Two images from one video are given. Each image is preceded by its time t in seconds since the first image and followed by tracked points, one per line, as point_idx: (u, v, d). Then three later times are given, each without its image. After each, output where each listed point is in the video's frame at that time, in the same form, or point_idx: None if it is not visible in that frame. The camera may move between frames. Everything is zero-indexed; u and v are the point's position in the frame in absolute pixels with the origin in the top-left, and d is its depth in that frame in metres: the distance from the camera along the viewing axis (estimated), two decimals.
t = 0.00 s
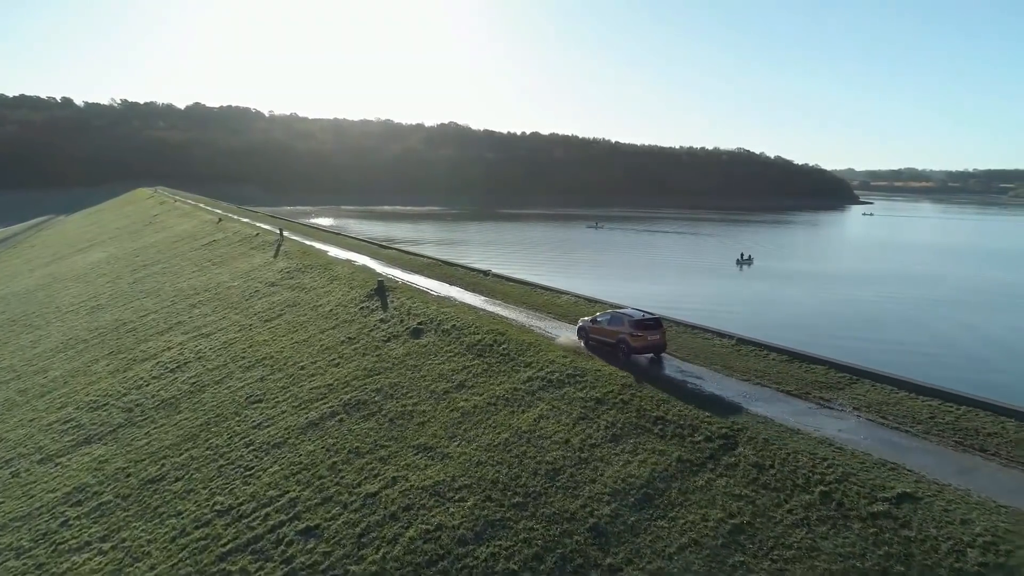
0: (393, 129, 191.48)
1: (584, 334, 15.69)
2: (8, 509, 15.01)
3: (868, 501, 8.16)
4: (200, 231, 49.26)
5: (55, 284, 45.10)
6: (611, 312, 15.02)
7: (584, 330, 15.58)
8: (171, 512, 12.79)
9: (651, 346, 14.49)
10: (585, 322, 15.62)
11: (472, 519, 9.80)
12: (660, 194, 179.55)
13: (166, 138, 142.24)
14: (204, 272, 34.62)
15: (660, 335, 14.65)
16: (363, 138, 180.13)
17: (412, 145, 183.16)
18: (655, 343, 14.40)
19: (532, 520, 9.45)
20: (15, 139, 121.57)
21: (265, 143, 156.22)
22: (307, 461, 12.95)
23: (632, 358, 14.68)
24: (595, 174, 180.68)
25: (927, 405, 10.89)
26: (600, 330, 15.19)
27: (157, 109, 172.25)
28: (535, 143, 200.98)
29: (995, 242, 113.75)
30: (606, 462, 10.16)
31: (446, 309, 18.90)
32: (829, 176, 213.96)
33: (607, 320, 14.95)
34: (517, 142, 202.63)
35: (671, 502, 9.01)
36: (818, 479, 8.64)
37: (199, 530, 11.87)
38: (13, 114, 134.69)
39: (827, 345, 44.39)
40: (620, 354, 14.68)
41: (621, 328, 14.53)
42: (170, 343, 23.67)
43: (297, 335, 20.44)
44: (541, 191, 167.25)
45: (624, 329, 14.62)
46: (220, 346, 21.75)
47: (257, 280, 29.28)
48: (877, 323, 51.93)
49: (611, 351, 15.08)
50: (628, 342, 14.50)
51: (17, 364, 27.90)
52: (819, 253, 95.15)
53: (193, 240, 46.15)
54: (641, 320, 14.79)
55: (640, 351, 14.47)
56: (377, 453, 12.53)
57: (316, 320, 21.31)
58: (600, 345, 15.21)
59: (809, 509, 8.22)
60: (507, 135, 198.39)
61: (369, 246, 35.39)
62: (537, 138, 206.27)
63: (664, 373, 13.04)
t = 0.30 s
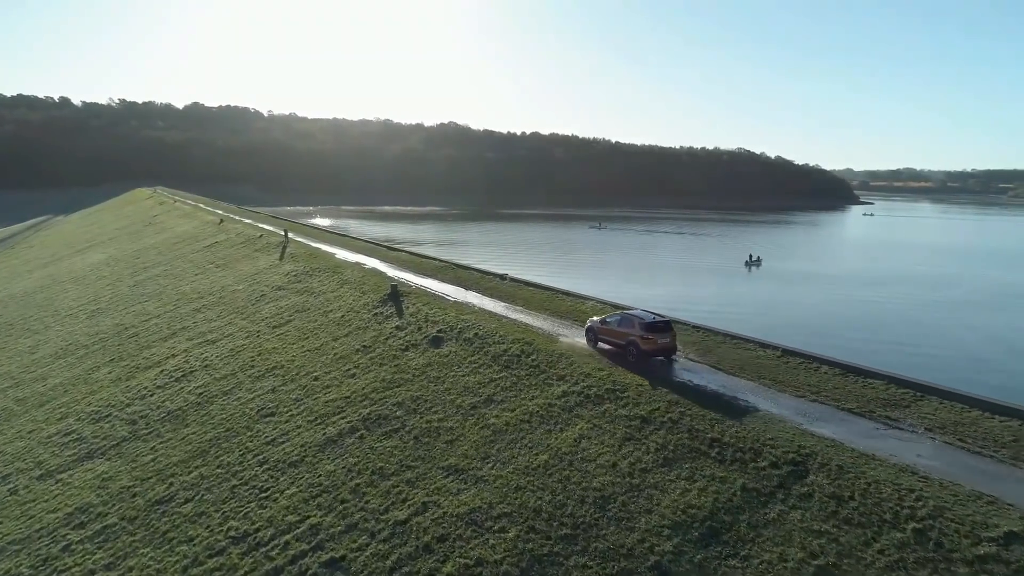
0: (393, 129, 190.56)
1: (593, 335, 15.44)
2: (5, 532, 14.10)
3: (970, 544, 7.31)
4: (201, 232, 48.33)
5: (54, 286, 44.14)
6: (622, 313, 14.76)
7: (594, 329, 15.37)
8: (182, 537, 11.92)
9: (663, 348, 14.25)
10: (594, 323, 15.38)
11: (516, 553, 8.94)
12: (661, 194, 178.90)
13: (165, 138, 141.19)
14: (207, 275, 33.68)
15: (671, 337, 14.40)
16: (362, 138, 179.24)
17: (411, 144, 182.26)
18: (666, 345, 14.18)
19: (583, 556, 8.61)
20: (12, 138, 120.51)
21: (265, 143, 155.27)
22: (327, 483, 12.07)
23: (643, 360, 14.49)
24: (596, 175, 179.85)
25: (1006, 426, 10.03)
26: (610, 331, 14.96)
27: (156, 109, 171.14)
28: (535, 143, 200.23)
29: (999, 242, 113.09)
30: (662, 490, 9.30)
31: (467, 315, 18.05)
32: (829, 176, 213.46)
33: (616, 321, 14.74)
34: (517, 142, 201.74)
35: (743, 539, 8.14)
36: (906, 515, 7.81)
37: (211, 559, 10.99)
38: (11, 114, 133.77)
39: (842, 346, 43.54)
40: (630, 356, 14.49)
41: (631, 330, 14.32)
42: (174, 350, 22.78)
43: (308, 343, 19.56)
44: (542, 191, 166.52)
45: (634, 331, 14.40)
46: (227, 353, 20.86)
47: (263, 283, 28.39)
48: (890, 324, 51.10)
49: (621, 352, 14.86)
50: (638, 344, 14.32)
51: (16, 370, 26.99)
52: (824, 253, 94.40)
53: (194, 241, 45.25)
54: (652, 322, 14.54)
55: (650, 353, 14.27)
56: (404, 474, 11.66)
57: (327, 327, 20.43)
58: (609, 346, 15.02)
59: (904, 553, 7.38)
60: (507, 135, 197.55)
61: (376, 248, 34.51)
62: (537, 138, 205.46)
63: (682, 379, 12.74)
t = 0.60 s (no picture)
0: (393, 129, 189.85)
1: (600, 337, 15.33)
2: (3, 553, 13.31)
3: None
4: (203, 234, 47.47)
5: (53, 288, 43.32)
6: (629, 314, 14.79)
7: (600, 332, 15.29)
8: (193, 564, 11.12)
9: (672, 349, 14.35)
10: (601, 325, 15.26)
11: None
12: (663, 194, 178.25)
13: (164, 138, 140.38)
14: (211, 278, 32.91)
15: (680, 337, 14.52)
16: (363, 138, 178.44)
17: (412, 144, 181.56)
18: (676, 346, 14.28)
19: None
20: (11, 138, 119.69)
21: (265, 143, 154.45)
22: (348, 504, 11.30)
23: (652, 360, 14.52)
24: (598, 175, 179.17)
25: None
26: (618, 333, 14.87)
27: (155, 109, 170.23)
28: (536, 143, 199.62)
29: (1005, 242, 112.49)
30: (720, 519, 8.55)
31: (487, 322, 17.30)
32: (830, 176, 213.09)
33: (625, 323, 14.66)
34: (518, 142, 201.03)
35: None
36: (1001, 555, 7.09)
37: None
38: (9, 114, 132.96)
39: (857, 347, 42.79)
40: (639, 357, 14.47)
41: (640, 331, 14.34)
42: (180, 357, 22.00)
43: (319, 350, 18.79)
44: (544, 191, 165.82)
45: (643, 333, 14.42)
46: (234, 361, 20.10)
47: (269, 287, 27.61)
48: (903, 325, 50.36)
49: (628, 353, 14.81)
50: (647, 345, 14.35)
51: (14, 377, 26.14)
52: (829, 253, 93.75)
53: (196, 242, 44.41)
54: (661, 322, 14.59)
55: (659, 354, 14.31)
56: (431, 496, 10.90)
57: (339, 334, 19.65)
58: (617, 347, 14.94)
59: None
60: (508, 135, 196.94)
61: (384, 249, 33.76)
62: (538, 138, 204.78)
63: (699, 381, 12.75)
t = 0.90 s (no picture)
0: (393, 128, 189.03)
1: (610, 338, 15.32)
2: None
3: None
4: (205, 235, 46.53)
5: (53, 291, 42.40)
6: (640, 317, 14.77)
7: (610, 333, 15.25)
8: None
9: (683, 352, 14.30)
10: (611, 326, 15.20)
11: None
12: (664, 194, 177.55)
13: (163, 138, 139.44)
14: (215, 281, 32.03)
15: (691, 340, 14.44)
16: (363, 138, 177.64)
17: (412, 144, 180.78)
18: (686, 349, 14.24)
19: None
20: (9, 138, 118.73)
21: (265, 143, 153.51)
22: (376, 533, 10.43)
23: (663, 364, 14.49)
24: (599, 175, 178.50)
25: None
26: (629, 335, 14.86)
27: (154, 109, 169.25)
28: (537, 143, 198.89)
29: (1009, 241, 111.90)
30: (803, 561, 7.72)
31: (511, 331, 16.45)
32: (831, 176, 212.66)
33: (636, 324, 14.64)
34: (518, 142, 200.02)
35: None
36: None
37: None
38: (8, 114, 132.03)
39: (873, 349, 41.90)
40: (650, 359, 14.48)
41: (652, 333, 14.28)
42: (185, 366, 21.11)
43: (334, 359, 17.92)
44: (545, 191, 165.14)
45: (654, 335, 14.36)
46: (243, 370, 19.20)
47: (276, 291, 26.69)
48: (918, 325, 49.45)
49: (639, 355, 14.82)
50: (658, 347, 14.29)
51: (13, 385, 25.25)
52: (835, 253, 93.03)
53: (198, 244, 43.49)
54: (673, 325, 14.52)
55: (670, 358, 14.29)
56: (468, 524, 10.03)
57: (355, 342, 18.76)
58: (627, 349, 14.93)
59: None
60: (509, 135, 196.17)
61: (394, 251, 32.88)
62: (538, 138, 204.03)
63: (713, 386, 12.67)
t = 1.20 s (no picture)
0: (394, 128, 188.21)
1: (619, 340, 15.57)
2: None
3: None
4: (207, 236, 45.71)
5: (52, 294, 41.61)
6: (650, 317, 14.99)
7: (620, 334, 15.47)
8: None
9: (693, 352, 14.51)
10: (620, 327, 15.48)
11: None
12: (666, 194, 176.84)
13: (162, 138, 138.60)
14: (220, 284, 31.27)
15: (700, 341, 14.66)
16: (363, 138, 176.93)
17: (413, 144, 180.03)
18: (696, 350, 14.43)
19: None
20: (7, 138, 117.91)
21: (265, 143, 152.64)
22: (406, 562, 9.69)
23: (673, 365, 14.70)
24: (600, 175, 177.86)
25: None
26: (637, 336, 15.09)
27: (153, 109, 168.38)
28: (538, 143, 198.22)
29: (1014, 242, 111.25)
30: None
31: (534, 339, 15.69)
32: (832, 176, 212.09)
33: (645, 326, 14.87)
34: (519, 142, 199.12)
35: None
36: None
37: None
38: (6, 113, 131.09)
39: (889, 351, 41.13)
40: (660, 360, 14.67)
41: (661, 334, 14.47)
42: (191, 373, 20.34)
43: (348, 368, 17.15)
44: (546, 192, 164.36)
45: (664, 336, 14.56)
46: (252, 379, 18.45)
47: (284, 295, 25.90)
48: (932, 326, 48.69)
49: (648, 356, 15.04)
50: (668, 349, 14.49)
51: (12, 391, 24.46)
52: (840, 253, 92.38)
53: (201, 246, 42.65)
54: (682, 326, 14.72)
55: (680, 359, 14.50)
56: (506, 553, 9.30)
57: (369, 350, 17.97)
58: (636, 350, 15.15)
59: None
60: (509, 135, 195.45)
61: (403, 253, 32.10)
62: (539, 138, 203.27)
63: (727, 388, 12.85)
